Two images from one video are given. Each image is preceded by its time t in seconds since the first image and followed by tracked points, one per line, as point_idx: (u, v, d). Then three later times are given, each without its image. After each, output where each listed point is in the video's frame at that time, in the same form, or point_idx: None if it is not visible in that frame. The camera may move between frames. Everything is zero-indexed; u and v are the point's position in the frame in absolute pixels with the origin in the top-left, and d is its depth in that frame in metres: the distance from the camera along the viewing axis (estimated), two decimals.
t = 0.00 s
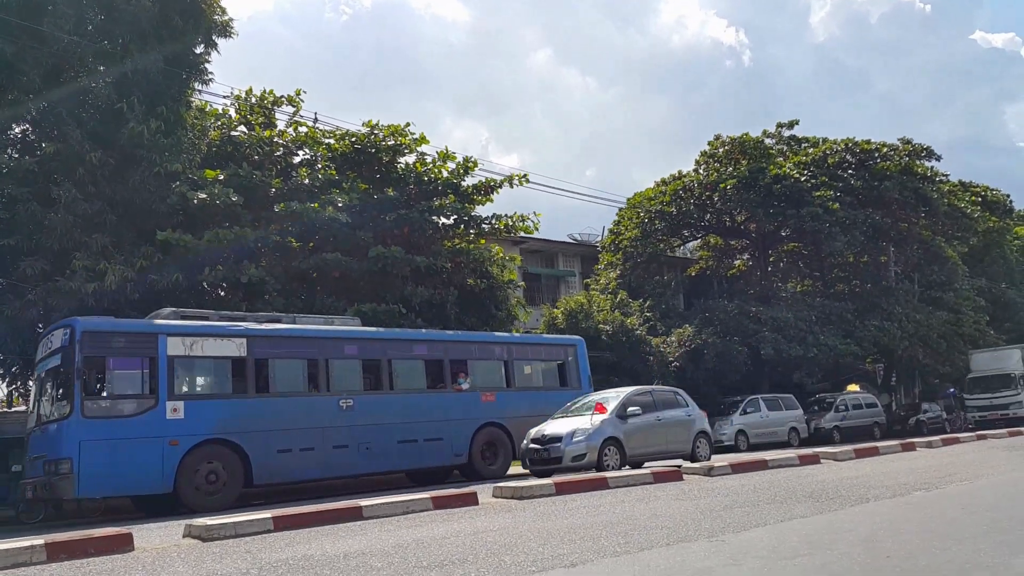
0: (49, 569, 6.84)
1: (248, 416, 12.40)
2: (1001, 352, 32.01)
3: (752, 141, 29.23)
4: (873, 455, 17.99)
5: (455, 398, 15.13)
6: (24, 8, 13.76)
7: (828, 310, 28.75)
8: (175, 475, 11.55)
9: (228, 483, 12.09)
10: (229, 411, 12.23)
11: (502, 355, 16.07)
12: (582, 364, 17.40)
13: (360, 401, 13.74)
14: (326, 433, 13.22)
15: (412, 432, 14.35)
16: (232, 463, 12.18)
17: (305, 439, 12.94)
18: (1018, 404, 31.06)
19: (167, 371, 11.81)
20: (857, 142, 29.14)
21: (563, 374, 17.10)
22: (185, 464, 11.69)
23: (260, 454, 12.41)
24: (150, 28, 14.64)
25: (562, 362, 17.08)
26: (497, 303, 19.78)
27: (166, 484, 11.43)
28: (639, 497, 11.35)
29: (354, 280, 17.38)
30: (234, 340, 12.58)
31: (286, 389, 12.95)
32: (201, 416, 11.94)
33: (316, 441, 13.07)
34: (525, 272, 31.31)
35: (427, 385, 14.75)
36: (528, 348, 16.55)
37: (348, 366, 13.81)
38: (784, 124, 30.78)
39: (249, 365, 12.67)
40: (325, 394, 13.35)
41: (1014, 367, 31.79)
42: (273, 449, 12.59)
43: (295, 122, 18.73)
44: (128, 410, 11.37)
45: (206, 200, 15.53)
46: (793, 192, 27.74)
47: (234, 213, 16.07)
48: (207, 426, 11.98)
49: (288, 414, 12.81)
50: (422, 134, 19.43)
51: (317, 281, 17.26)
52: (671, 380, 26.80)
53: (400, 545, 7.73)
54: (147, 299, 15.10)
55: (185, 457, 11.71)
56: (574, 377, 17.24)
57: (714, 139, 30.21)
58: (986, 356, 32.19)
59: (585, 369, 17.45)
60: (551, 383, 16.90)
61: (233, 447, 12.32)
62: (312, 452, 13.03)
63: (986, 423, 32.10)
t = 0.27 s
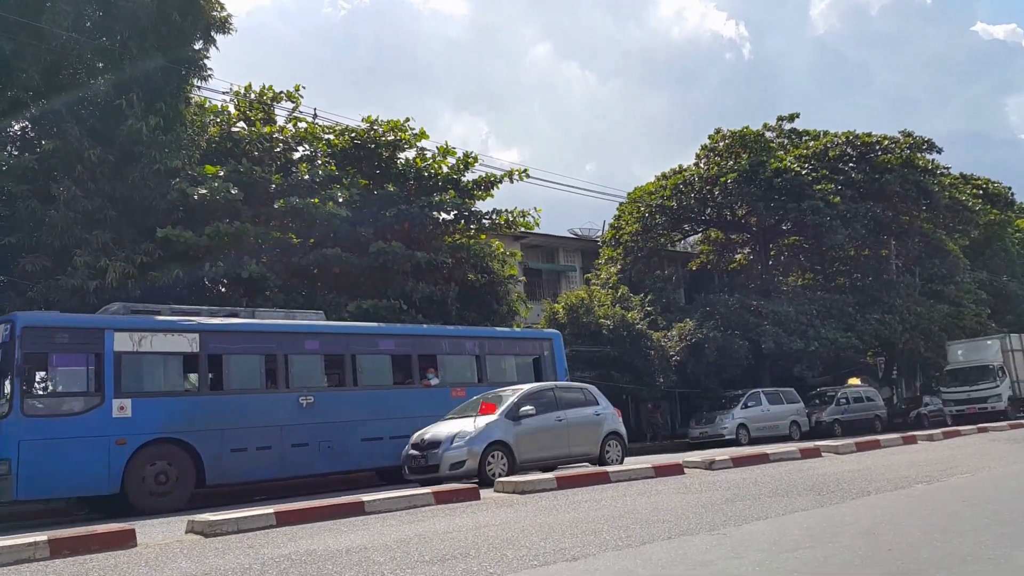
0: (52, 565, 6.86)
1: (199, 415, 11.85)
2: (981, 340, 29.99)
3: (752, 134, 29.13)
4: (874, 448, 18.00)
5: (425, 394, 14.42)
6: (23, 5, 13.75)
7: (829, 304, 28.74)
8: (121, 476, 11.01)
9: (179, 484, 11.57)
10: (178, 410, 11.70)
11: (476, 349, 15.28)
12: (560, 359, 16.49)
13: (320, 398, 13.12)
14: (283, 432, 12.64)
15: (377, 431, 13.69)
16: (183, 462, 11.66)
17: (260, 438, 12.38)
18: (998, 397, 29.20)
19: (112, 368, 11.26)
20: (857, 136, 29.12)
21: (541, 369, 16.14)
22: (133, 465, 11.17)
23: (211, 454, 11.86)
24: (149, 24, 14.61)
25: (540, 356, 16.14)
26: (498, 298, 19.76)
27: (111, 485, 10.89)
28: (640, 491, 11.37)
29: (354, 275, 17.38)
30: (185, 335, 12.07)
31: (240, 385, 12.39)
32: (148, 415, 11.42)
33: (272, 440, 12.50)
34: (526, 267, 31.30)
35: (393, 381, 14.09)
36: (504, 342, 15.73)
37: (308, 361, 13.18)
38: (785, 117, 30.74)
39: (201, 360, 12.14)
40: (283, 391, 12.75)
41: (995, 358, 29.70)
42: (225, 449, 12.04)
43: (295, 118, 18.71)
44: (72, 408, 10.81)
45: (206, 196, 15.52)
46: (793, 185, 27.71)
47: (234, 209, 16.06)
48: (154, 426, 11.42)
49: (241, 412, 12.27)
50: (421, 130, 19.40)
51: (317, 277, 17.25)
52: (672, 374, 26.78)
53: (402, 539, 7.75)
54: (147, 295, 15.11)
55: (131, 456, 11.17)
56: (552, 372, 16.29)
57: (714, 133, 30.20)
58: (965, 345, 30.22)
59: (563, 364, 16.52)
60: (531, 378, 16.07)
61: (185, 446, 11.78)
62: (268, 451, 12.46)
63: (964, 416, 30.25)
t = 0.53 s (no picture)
0: (55, 562, 6.87)
1: (146, 414, 11.37)
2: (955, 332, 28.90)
3: (751, 128, 29.54)
4: (875, 441, 18.00)
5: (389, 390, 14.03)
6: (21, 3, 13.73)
7: (830, 297, 28.73)
8: (62, 478, 10.49)
9: (124, 485, 11.06)
10: (123, 409, 11.19)
11: (442, 344, 14.92)
12: (533, 353, 16.19)
13: (276, 395, 12.69)
14: (237, 430, 12.19)
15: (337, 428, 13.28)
16: (129, 463, 11.18)
17: (212, 436, 11.94)
18: (973, 389, 28.18)
19: (52, 365, 10.70)
20: (857, 128, 29.18)
21: (512, 363, 15.83)
22: (75, 465, 10.65)
23: (160, 454, 11.41)
24: (147, 21, 14.56)
25: (510, 351, 15.83)
26: (499, 293, 19.73)
27: (50, 488, 10.36)
28: (641, 485, 11.37)
29: (355, 271, 17.36)
30: (131, 331, 11.52)
31: (189, 383, 11.90)
32: (90, 415, 10.87)
33: (225, 439, 12.05)
34: (527, 262, 31.28)
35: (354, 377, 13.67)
36: (472, 337, 15.39)
37: (263, 357, 12.73)
38: (785, 110, 30.71)
39: (147, 357, 11.60)
40: (236, 389, 12.32)
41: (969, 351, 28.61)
42: (174, 448, 11.57)
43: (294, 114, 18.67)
44: (8, 408, 10.28)
45: (206, 190, 15.48)
46: (794, 178, 27.67)
47: (235, 205, 16.02)
48: (97, 426, 10.90)
49: (191, 411, 11.80)
50: (421, 125, 19.37)
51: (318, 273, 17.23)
52: (673, 368, 26.73)
53: (404, 535, 7.75)
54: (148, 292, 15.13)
55: (73, 457, 10.66)
56: (524, 366, 16.01)
57: (714, 127, 30.16)
58: (941, 337, 29.22)
59: (536, 359, 16.24)
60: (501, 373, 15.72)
61: (131, 445, 11.28)
62: (220, 450, 12.02)
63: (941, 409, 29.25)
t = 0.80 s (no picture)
0: (52, 559, 6.84)
1: (82, 411, 11.06)
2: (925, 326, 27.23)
3: (750, 125, 29.52)
4: (873, 438, 18.00)
5: (346, 388, 13.65)
6: None
7: (827, 295, 28.84)
8: None
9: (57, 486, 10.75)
10: (58, 406, 10.90)
11: (404, 340, 14.56)
12: (501, 350, 15.81)
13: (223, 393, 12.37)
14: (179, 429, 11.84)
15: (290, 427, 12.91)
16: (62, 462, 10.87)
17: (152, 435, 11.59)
18: (944, 388, 26.53)
19: None
20: (855, 126, 29.20)
21: (478, 360, 15.44)
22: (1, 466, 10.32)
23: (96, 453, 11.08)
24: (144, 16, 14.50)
25: (477, 348, 15.45)
26: (498, 290, 19.72)
27: None
28: (639, 482, 11.36)
29: (354, 267, 17.33)
30: (68, 326, 11.25)
31: (129, 381, 11.61)
32: (19, 413, 10.57)
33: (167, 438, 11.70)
34: (526, 259, 31.25)
35: (307, 375, 13.31)
36: (436, 334, 14.98)
37: (211, 354, 12.44)
38: (783, 108, 30.69)
39: (85, 353, 11.32)
40: (180, 386, 11.99)
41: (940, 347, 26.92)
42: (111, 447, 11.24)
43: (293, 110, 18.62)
44: None
45: (203, 186, 15.38)
46: (792, 175, 27.61)
47: (232, 201, 15.96)
48: (28, 423, 10.60)
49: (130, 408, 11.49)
50: (420, 121, 19.31)
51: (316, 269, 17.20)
52: (671, 366, 26.61)
53: (401, 532, 7.72)
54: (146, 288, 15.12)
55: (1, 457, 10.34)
56: (491, 363, 15.63)
57: (713, 124, 30.15)
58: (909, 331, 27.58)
59: (505, 355, 15.84)
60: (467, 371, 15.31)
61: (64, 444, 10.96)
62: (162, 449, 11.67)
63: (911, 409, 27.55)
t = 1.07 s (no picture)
0: (50, 559, 6.84)
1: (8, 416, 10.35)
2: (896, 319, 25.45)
3: (748, 123, 29.54)
4: (870, 435, 18.01)
5: (298, 389, 12.94)
6: None
7: (825, 293, 28.72)
8: None
9: None
10: None
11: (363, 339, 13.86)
12: (466, 348, 15.21)
13: (164, 395, 11.62)
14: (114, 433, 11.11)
15: (236, 431, 12.18)
16: None
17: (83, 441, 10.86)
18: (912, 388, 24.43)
19: None
20: (853, 124, 29.17)
21: (441, 359, 14.84)
22: None
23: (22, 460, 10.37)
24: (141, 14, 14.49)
25: (442, 347, 14.83)
26: (496, 289, 19.64)
27: None
28: (637, 479, 11.36)
29: (351, 266, 17.33)
30: None
31: (63, 383, 10.90)
32: None
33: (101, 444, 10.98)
34: (523, 257, 31.23)
35: (255, 375, 12.55)
36: (397, 332, 14.31)
37: (154, 354, 11.67)
38: (781, 105, 30.71)
39: (14, 354, 10.62)
40: (115, 388, 11.23)
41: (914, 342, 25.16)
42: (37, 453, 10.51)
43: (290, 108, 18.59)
44: None
45: (200, 185, 15.11)
46: (789, 173, 27.64)
47: (229, 200, 15.88)
48: None
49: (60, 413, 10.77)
50: (418, 120, 19.28)
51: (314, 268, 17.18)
52: (669, 364, 26.61)
53: (400, 531, 7.72)
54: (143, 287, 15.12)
55: None
56: (455, 362, 15.02)
57: (711, 121, 30.16)
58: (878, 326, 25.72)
59: (470, 354, 15.25)
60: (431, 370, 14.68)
61: None
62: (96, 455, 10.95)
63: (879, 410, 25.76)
